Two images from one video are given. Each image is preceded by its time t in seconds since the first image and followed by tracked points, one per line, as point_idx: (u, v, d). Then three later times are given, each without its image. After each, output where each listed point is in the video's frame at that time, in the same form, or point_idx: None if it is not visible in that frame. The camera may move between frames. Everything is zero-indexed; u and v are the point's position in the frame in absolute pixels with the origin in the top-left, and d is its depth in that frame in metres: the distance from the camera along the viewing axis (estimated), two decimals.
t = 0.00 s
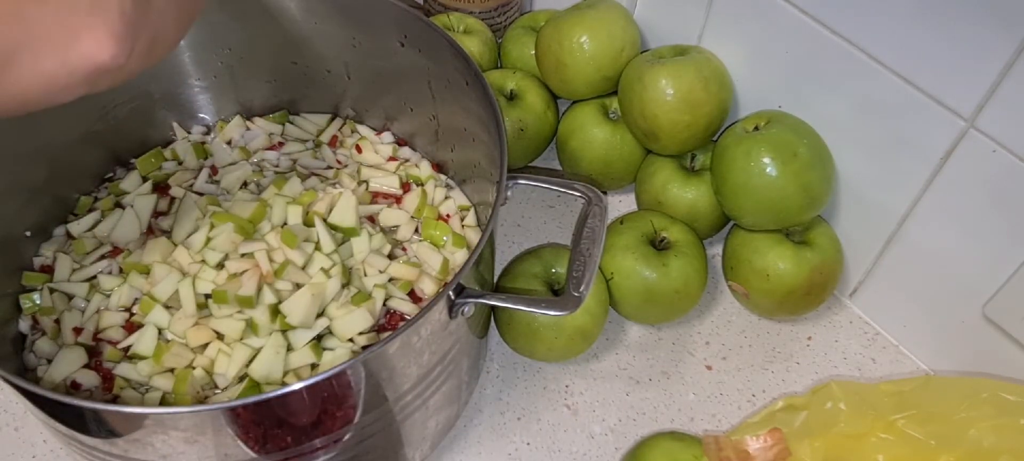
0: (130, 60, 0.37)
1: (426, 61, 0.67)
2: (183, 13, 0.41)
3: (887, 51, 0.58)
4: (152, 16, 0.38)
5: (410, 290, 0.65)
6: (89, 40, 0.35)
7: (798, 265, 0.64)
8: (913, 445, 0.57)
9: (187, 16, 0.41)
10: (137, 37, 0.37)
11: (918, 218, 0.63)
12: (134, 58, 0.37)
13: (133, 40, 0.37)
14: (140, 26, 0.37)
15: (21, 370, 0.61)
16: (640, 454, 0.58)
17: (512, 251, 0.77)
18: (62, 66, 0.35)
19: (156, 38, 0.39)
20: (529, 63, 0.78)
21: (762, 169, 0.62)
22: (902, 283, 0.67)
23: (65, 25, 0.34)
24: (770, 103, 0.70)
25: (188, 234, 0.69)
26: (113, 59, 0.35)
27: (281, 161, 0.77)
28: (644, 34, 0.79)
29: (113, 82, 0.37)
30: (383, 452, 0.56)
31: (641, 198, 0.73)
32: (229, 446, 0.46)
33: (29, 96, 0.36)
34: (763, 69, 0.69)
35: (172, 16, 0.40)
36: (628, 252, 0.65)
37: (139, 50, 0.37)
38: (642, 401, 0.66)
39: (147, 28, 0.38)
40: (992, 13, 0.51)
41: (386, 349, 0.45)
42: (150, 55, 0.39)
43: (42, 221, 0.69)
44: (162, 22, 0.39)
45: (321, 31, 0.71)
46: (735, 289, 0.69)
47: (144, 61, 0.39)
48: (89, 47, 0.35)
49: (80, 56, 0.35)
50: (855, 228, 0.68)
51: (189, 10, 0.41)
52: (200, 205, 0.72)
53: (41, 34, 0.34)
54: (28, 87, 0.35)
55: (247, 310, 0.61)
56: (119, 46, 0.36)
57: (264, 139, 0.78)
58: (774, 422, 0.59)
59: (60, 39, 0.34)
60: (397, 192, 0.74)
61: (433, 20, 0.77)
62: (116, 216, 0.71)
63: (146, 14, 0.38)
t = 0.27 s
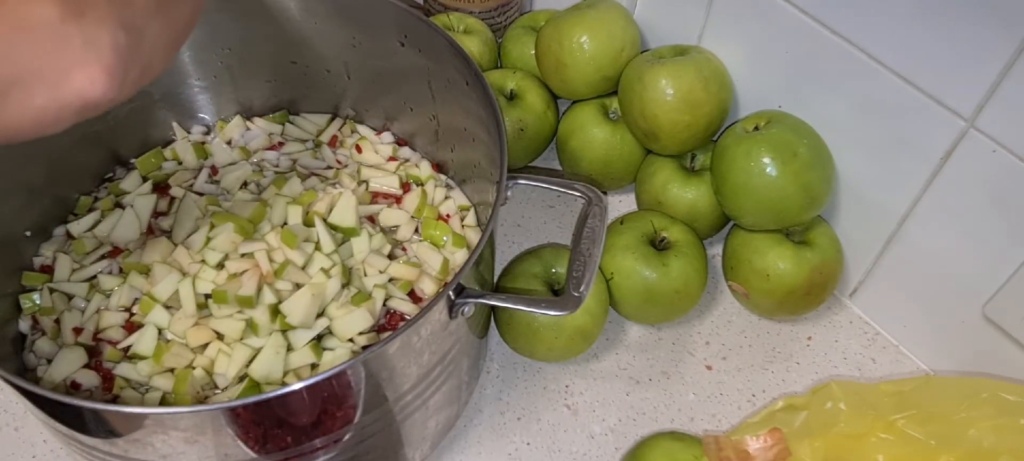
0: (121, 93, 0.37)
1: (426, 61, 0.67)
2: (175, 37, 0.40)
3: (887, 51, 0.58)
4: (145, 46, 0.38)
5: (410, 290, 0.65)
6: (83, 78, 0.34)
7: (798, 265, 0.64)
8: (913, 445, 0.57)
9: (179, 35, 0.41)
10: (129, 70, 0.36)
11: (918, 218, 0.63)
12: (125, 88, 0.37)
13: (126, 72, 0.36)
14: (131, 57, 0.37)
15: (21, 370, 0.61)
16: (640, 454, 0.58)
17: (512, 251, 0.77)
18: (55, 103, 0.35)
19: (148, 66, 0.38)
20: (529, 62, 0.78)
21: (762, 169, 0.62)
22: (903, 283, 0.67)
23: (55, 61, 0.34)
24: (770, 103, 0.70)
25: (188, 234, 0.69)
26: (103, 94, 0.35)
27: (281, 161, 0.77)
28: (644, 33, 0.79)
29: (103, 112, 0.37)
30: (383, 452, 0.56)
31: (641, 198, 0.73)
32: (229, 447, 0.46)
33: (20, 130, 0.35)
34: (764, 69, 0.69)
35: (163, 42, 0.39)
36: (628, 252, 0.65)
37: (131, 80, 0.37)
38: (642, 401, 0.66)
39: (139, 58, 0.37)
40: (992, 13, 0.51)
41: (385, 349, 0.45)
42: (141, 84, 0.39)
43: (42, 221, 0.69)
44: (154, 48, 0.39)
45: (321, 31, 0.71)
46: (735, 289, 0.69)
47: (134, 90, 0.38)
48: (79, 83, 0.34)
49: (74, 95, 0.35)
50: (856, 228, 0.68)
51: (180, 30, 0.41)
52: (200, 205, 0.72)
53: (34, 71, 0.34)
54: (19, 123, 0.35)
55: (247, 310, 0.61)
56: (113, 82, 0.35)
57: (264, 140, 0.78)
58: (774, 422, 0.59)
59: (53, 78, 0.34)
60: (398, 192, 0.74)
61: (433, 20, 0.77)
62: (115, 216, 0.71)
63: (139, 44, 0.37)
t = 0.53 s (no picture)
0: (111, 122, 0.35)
1: (426, 61, 0.67)
2: (169, 59, 0.37)
3: (888, 51, 0.58)
4: (137, 76, 0.35)
5: (411, 290, 0.65)
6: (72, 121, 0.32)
7: (798, 265, 0.64)
8: (913, 446, 0.57)
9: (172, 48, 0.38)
10: (118, 105, 0.34)
11: (918, 218, 0.63)
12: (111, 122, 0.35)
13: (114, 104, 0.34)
14: (121, 92, 0.34)
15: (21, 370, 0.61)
16: (640, 454, 0.58)
17: (512, 251, 0.77)
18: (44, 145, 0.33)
19: (139, 93, 0.36)
20: (529, 62, 0.78)
21: (762, 169, 0.62)
22: (903, 283, 0.67)
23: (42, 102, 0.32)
24: (770, 104, 0.70)
25: (188, 234, 0.69)
26: (91, 133, 0.33)
27: (281, 161, 0.77)
28: (644, 34, 0.79)
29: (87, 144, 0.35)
30: (383, 452, 0.56)
31: (641, 198, 0.73)
32: (229, 447, 0.46)
33: None
34: (764, 69, 0.69)
35: (157, 64, 0.37)
36: (627, 252, 0.65)
37: (121, 112, 0.35)
38: (643, 401, 0.66)
39: (130, 89, 0.35)
40: (992, 13, 0.51)
41: (385, 349, 0.45)
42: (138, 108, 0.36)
43: (42, 221, 0.69)
44: (147, 76, 0.36)
45: (321, 31, 0.71)
46: (735, 289, 0.69)
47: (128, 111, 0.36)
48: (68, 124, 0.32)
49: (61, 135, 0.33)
50: (855, 228, 0.68)
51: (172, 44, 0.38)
52: (200, 205, 0.72)
53: (17, 112, 0.32)
54: None
55: (247, 310, 0.61)
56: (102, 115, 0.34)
57: (264, 139, 0.78)
58: (774, 422, 0.59)
59: (38, 118, 0.32)
60: (397, 192, 0.74)
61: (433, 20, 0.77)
62: (115, 215, 0.71)
63: (130, 75, 0.35)
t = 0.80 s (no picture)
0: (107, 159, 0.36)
1: (426, 61, 0.67)
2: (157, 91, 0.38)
3: (888, 51, 0.58)
4: (129, 112, 0.36)
5: (411, 290, 0.65)
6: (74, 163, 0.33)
7: (798, 265, 0.64)
8: (913, 446, 0.57)
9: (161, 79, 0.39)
10: (110, 145, 0.35)
11: (918, 218, 0.63)
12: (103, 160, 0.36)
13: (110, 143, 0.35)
14: (113, 132, 0.35)
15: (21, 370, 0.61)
16: (640, 454, 0.58)
17: (512, 251, 0.77)
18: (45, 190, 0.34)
19: (129, 127, 0.37)
20: (529, 62, 0.78)
21: (762, 169, 0.62)
22: (903, 284, 0.67)
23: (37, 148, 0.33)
24: (770, 104, 0.70)
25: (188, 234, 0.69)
26: (85, 175, 0.34)
27: (281, 161, 0.77)
28: (644, 33, 0.79)
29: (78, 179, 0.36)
30: (383, 452, 0.56)
31: (641, 198, 0.73)
32: (229, 446, 0.46)
33: None
34: (764, 69, 0.69)
35: (148, 95, 0.37)
36: (628, 252, 0.65)
37: (112, 149, 0.36)
38: (643, 401, 0.66)
39: (121, 127, 0.36)
40: (992, 13, 0.51)
41: (385, 349, 0.45)
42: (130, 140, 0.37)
43: (42, 221, 0.69)
44: (138, 110, 0.37)
45: (321, 31, 0.71)
46: (735, 289, 0.69)
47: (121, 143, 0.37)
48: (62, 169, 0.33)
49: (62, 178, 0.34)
50: (856, 228, 0.68)
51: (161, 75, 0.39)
52: (200, 205, 0.72)
53: (13, 157, 0.33)
54: None
55: (247, 310, 0.61)
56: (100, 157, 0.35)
57: (264, 139, 0.78)
58: (774, 422, 0.59)
59: (34, 162, 0.33)
60: (398, 192, 0.73)
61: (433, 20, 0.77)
62: (116, 215, 0.71)
63: (122, 113, 0.36)
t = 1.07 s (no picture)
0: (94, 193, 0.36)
1: (426, 61, 0.67)
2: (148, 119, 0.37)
3: (888, 51, 0.58)
4: (117, 150, 0.35)
5: (410, 291, 0.65)
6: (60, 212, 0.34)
7: (798, 265, 0.64)
8: (913, 446, 0.57)
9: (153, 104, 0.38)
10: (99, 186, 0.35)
11: (918, 218, 0.63)
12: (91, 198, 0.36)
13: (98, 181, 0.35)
14: (102, 173, 0.35)
15: (21, 370, 0.61)
16: (640, 454, 0.58)
17: (512, 251, 0.77)
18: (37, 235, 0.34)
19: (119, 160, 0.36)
20: (529, 62, 0.78)
21: (762, 169, 0.62)
22: (903, 283, 0.67)
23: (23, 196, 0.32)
24: (770, 103, 0.70)
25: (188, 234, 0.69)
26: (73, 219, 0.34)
27: (281, 161, 0.77)
28: (644, 34, 0.79)
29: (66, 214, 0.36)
30: (383, 452, 0.56)
31: (641, 198, 0.73)
32: (229, 447, 0.46)
33: None
34: (764, 69, 0.69)
35: (138, 129, 0.36)
36: (628, 252, 0.65)
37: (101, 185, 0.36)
38: (642, 401, 0.66)
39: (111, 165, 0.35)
40: (993, 13, 0.51)
41: (385, 349, 0.45)
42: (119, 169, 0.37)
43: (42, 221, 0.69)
44: (127, 144, 0.36)
45: (321, 30, 0.71)
46: (735, 289, 0.69)
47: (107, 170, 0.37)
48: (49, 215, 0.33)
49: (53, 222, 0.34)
50: (855, 227, 0.68)
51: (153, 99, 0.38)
52: (200, 205, 0.72)
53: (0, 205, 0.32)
54: None
55: (247, 310, 0.61)
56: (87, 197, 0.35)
57: (264, 139, 0.78)
58: (774, 422, 0.59)
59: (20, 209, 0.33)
60: (397, 192, 0.74)
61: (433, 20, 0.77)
62: (116, 215, 0.71)
63: (111, 151, 0.35)
